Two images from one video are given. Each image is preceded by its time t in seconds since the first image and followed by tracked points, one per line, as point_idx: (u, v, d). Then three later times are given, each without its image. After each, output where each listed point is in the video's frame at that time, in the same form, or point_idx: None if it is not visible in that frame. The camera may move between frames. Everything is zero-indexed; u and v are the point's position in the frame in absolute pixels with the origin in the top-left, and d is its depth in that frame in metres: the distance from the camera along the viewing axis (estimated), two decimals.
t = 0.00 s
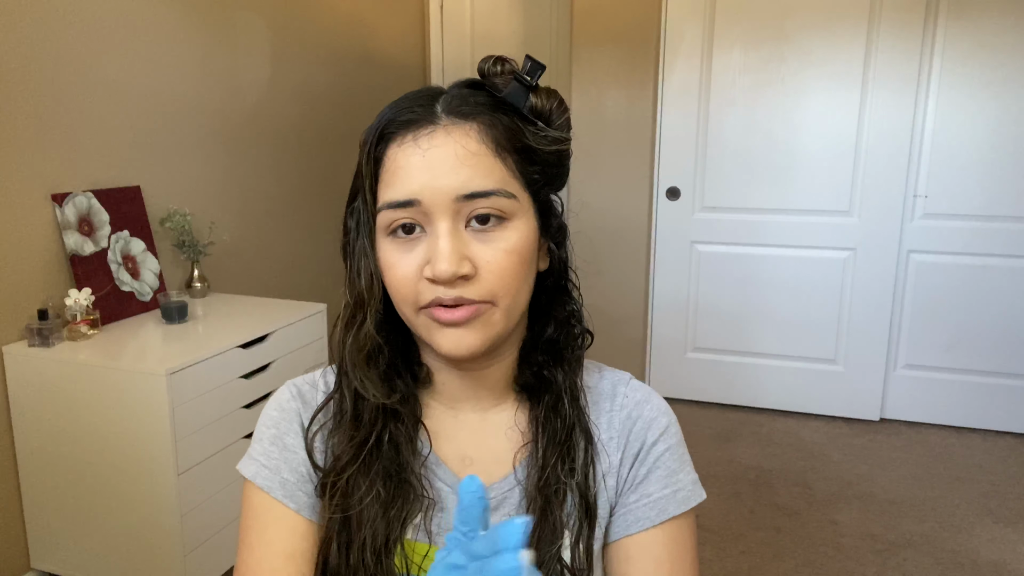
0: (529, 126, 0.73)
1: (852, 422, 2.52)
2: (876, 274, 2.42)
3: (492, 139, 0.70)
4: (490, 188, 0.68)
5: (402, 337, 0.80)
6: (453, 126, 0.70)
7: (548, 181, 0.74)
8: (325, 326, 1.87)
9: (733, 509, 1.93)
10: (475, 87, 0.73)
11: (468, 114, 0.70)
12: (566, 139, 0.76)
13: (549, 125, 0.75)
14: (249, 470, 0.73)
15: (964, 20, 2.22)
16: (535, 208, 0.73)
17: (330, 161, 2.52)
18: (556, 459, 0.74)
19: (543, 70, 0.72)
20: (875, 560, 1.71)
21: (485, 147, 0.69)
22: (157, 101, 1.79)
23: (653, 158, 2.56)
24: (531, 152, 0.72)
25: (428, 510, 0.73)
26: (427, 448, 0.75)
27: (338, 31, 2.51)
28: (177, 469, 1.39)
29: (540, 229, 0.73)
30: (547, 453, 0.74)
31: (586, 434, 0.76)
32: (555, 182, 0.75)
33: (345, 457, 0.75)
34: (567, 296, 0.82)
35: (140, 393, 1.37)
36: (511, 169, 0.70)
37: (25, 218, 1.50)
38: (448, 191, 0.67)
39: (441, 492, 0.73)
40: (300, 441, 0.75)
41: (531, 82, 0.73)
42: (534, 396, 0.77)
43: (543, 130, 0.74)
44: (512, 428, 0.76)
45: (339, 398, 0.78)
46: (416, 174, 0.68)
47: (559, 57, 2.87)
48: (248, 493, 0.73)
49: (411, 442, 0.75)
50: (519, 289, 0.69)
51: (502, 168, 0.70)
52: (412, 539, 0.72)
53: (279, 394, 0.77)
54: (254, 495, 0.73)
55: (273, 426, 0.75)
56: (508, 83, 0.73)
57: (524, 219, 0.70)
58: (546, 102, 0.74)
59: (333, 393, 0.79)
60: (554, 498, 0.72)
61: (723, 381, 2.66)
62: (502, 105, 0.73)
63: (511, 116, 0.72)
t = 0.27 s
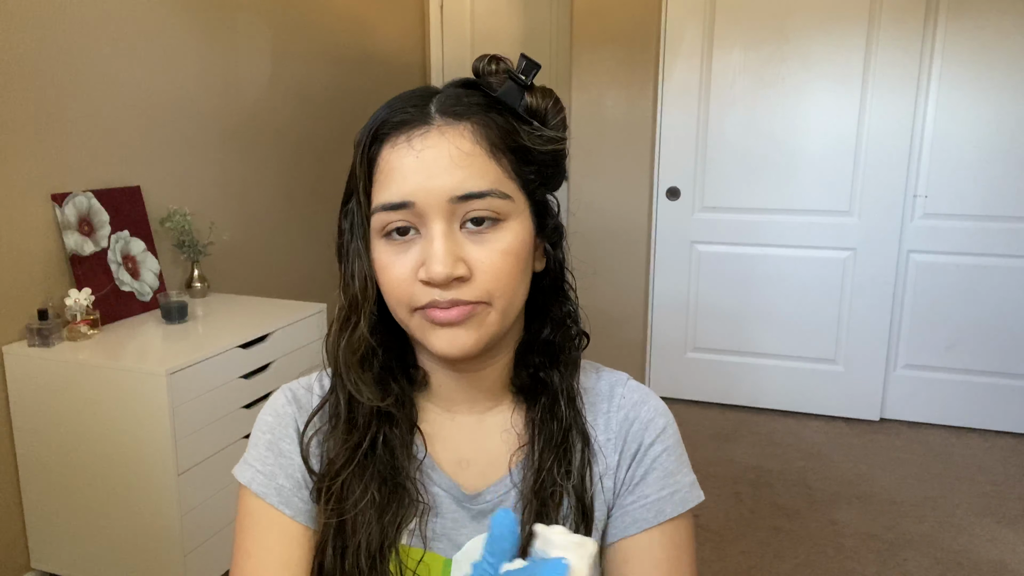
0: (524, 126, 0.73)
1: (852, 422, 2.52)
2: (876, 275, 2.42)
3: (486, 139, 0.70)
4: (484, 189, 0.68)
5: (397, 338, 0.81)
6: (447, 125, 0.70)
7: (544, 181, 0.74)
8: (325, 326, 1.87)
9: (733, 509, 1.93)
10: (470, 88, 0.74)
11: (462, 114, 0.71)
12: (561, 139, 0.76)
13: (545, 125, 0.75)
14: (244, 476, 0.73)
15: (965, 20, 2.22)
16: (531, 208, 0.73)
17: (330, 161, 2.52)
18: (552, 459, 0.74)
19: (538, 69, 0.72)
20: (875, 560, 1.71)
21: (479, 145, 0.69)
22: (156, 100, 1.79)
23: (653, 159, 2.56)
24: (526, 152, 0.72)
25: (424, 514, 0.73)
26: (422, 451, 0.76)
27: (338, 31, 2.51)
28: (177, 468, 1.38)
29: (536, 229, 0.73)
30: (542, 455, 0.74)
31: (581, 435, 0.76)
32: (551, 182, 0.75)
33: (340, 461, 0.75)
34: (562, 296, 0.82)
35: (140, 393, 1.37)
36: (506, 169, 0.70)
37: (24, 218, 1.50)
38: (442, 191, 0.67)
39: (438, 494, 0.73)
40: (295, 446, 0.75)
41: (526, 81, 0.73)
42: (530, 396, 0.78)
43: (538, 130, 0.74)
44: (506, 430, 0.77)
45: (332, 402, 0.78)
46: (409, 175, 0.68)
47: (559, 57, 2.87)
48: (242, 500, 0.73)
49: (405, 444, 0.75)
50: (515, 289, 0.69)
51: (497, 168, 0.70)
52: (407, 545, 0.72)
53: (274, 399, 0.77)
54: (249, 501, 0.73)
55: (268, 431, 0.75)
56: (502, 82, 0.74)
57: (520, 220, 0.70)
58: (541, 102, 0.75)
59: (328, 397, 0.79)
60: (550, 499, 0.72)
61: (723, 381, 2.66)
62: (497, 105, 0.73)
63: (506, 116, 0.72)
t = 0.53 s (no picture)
0: (503, 122, 0.74)
1: (852, 422, 2.52)
2: (876, 274, 2.42)
3: (461, 135, 0.70)
4: (456, 192, 0.67)
5: (383, 345, 0.82)
6: (419, 128, 0.69)
7: (525, 177, 0.74)
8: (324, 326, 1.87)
9: (733, 509, 1.93)
10: (450, 86, 0.74)
11: (438, 111, 0.71)
12: (545, 134, 0.76)
13: (528, 122, 0.76)
14: (234, 485, 0.73)
15: (965, 20, 2.22)
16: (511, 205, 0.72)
17: (331, 161, 2.52)
18: (553, 474, 0.74)
19: (518, 64, 0.72)
20: (875, 560, 1.71)
21: (452, 145, 0.69)
22: (157, 100, 1.79)
23: (653, 159, 2.56)
24: (504, 147, 0.72)
25: (420, 523, 0.72)
26: (417, 460, 0.75)
27: (338, 31, 2.51)
28: (177, 468, 1.38)
29: (518, 227, 0.72)
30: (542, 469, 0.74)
31: (581, 449, 0.76)
32: (534, 179, 0.75)
33: (333, 470, 0.75)
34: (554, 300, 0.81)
35: (140, 393, 1.37)
36: (482, 170, 0.70)
37: (25, 218, 1.50)
38: (413, 196, 0.67)
39: (434, 505, 0.73)
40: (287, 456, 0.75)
41: (506, 77, 0.73)
42: (527, 408, 0.78)
43: (519, 128, 0.74)
44: (504, 441, 0.76)
45: (325, 411, 0.78)
46: (380, 181, 0.68)
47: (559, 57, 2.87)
48: (233, 510, 0.73)
49: (400, 454, 0.75)
50: (492, 296, 0.68)
51: (470, 171, 0.69)
52: (402, 555, 0.72)
53: (266, 406, 0.77)
54: (240, 511, 0.73)
55: (259, 439, 0.75)
56: (483, 79, 0.74)
57: (497, 222, 0.70)
58: (523, 97, 0.75)
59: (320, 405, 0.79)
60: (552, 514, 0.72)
61: (723, 381, 2.66)
62: (476, 102, 0.73)
63: (484, 112, 0.73)
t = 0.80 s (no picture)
0: (503, 124, 0.73)
1: (852, 422, 2.52)
2: (876, 274, 2.42)
3: (458, 137, 0.70)
4: (446, 201, 0.67)
5: (381, 352, 0.82)
6: (411, 134, 0.69)
7: (526, 179, 0.73)
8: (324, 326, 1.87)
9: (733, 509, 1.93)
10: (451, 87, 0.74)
11: (437, 112, 0.71)
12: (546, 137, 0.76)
13: (528, 125, 0.75)
14: (220, 498, 0.71)
15: (965, 20, 2.22)
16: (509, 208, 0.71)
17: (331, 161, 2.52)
18: (556, 486, 0.74)
19: (518, 65, 0.72)
20: (875, 560, 1.71)
21: (446, 148, 0.69)
22: (157, 100, 1.79)
23: (653, 158, 2.56)
24: (504, 149, 0.72)
25: (421, 532, 0.72)
26: (417, 468, 0.75)
27: (338, 30, 2.51)
28: (177, 469, 1.38)
29: (517, 232, 0.72)
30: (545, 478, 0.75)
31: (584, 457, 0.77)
32: (535, 182, 0.74)
33: (332, 479, 0.74)
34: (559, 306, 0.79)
35: (140, 393, 1.37)
36: (475, 176, 0.69)
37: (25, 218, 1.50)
38: (402, 204, 0.67)
39: (435, 512, 0.73)
40: (281, 466, 0.74)
41: (505, 79, 0.73)
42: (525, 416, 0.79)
43: (519, 132, 0.74)
44: (505, 447, 0.77)
45: (320, 418, 0.77)
46: (371, 188, 0.68)
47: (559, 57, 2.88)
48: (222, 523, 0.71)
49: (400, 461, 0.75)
50: (483, 306, 0.67)
51: (462, 177, 0.68)
52: (403, 562, 0.72)
53: (257, 419, 0.76)
54: (230, 525, 0.71)
55: (249, 453, 0.73)
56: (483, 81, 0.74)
57: (491, 230, 0.69)
58: (524, 100, 0.75)
59: (316, 414, 0.78)
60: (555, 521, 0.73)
61: (722, 381, 2.66)
62: (477, 103, 0.73)
63: (484, 114, 0.72)
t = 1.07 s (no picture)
0: (519, 148, 0.71)
1: (852, 422, 2.52)
2: (876, 274, 2.42)
3: (467, 163, 0.68)
4: (445, 232, 0.66)
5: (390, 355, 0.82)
6: (417, 158, 0.68)
7: (539, 207, 0.70)
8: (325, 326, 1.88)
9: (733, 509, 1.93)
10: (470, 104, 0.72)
11: (448, 135, 0.69)
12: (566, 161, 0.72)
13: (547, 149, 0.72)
14: (219, 491, 0.71)
15: (965, 20, 2.22)
16: (517, 238, 0.69)
17: (331, 161, 2.53)
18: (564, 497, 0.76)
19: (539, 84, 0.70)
20: (876, 560, 1.71)
21: (452, 174, 0.67)
22: (157, 101, 1.79)
23: (652, 158, 2.56)
24: (515, 175, 0.69)
25: (424, 536, 0.73)
26: (423, 473, 0.76)
27: (338, 31, 2.51)
28: (177, 469, 1.39)
29: (524, 262, 0.69)
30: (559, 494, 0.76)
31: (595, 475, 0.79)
32: (550, 210, 0.71)
33: (335, 480, 0.74)
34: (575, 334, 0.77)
35: (140, 393, 1.37)
36: (479, 207, 0.67)
37: (25, 218, 1.50)
38: (402, 231, 0.66)
39: (439, 514, 0.73)
40: (284, 464, 0.75)
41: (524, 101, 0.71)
42: (533, 428, 0.78)
43: (535, 158, 0.71)
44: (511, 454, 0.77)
45: (326, 420, 0.77)
46: (375, 210, 0.68)
47: (558, 57, 2.88)
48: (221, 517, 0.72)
49: (406, 464, 0.76)
50: (479, 340, 0.67)
51: (464, 208, 0.67)
52: (405, 565, 0.73)
53: (261, 416, 0.76)
54: (229, 519, 0.72)
55: (251, 449, 0.74)
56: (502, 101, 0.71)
57: (493, 262, 0.67)
58: (542, 122, 0.71)
59: (320, 414, 0.78)
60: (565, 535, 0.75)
61: (722, 381, 2.66)
62: (493, 124, 0.71)
63: (499, 137, 0.70)
